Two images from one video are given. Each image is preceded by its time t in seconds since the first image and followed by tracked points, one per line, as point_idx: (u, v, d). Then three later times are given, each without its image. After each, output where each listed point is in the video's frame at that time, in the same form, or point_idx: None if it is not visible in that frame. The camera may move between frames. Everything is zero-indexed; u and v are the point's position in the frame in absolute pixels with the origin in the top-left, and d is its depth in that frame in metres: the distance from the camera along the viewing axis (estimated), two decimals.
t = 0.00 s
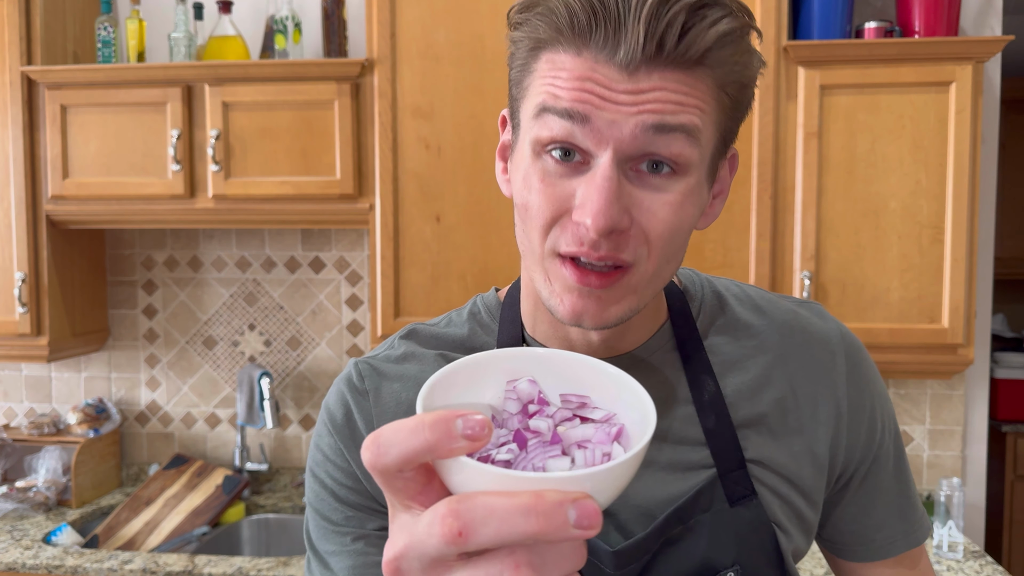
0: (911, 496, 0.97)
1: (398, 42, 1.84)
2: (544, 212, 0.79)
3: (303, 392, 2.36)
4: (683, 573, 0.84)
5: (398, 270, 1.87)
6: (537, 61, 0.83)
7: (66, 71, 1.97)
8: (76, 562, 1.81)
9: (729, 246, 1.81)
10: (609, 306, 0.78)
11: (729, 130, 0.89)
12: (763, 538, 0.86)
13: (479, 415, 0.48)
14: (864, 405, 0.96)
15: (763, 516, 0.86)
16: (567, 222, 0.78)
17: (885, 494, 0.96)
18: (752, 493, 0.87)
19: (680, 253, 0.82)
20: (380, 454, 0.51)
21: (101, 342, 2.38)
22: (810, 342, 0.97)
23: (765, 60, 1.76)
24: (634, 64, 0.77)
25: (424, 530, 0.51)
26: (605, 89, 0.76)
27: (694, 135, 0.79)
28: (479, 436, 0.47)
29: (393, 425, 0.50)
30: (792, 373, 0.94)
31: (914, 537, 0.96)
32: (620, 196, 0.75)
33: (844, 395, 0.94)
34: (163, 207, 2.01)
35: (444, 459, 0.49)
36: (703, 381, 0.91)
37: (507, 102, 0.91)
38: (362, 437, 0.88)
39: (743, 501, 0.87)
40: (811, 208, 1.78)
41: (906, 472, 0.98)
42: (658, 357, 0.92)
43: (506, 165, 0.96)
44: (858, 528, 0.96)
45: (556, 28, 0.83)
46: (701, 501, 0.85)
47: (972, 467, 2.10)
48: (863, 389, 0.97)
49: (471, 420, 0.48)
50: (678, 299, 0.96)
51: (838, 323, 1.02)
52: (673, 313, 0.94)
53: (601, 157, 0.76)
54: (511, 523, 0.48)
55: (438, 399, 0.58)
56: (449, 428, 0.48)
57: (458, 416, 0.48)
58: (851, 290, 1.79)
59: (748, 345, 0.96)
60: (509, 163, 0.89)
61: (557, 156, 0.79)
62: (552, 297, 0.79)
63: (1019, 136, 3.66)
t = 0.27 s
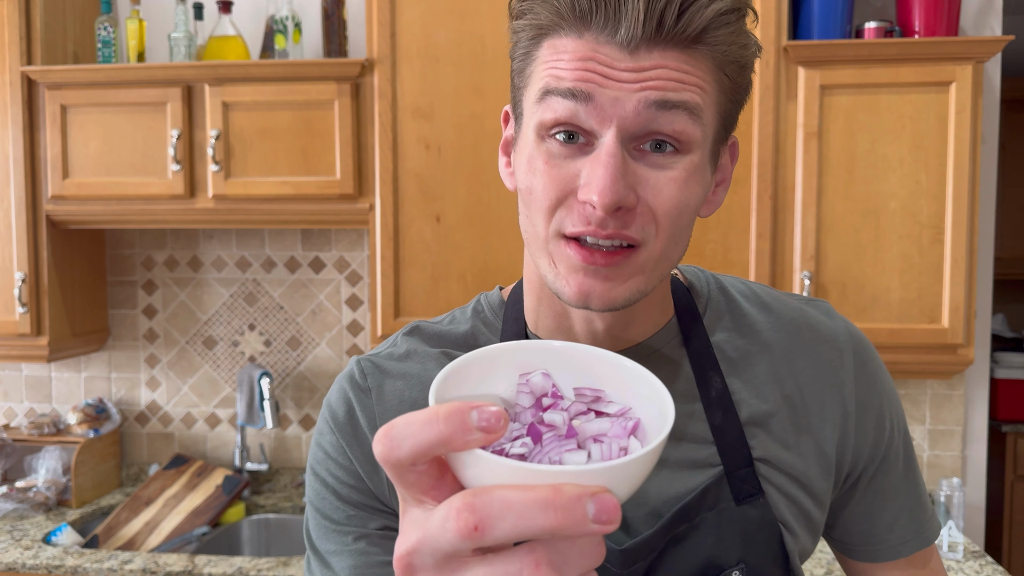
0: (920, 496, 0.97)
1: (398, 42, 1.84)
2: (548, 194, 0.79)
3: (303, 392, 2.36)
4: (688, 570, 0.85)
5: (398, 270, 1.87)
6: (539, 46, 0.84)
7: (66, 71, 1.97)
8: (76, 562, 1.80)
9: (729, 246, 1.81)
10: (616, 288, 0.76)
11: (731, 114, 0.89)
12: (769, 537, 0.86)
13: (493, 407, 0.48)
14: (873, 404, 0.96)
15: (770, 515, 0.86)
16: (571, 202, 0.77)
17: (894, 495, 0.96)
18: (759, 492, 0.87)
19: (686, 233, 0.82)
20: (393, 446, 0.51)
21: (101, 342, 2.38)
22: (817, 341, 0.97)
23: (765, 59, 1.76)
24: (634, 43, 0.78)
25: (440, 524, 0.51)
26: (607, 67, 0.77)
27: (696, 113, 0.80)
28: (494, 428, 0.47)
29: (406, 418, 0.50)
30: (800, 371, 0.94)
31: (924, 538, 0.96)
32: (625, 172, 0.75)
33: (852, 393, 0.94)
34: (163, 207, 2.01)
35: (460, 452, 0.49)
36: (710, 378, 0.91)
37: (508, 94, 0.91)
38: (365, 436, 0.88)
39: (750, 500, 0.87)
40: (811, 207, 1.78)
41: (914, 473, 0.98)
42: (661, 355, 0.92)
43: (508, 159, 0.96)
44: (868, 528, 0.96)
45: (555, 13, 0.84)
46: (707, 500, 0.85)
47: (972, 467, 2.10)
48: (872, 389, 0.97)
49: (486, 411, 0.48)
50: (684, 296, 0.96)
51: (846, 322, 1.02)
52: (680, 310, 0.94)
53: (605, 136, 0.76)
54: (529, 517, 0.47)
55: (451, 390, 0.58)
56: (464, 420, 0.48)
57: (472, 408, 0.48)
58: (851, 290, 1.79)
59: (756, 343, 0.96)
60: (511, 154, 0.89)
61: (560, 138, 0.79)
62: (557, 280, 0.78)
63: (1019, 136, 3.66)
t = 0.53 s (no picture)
0: (926, 500, 0.97)
1: (398, 42, 1.84)
2: (552, 212, 0.79)
3: (303, 392, 2.36)
4: None
5: (398, 270, 1.87)
6: (538, 60, 0.84)
7: (66, 71, 1.97)
8: (76, 562, 1.81)
9: (728, 246, 1.81)
10: (620, 303, 0.77)
11: (733, 121, 0.89)
12: (773, 542, 0.86)
13: (494, 413, 0.47)
14: (878, 408, 0.96)
15: (774, 519, 0.86)
16: (575, 222, 0.78)
17: (899, 499, 0.96)
18: (763, 496, 0.87)
19: (691, 246, 0.82)
20: (394, 455, 0.51)
21: (101, 342, 2.38)
22: (823, 345, 0.97)
23: (765, 59, 1.76)
24: (635, 58, 0.78)
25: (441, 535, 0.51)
26: (607, 86, 0.77)
27: (699, 127, 0.79)
28: (496, 435, 0.47)
29: (407, 426, 0.50)
30: (805, 375, 0.94)
31: (929, 542, 0.96)
32: (628, 191, 0.75)
33: (857, 398, 0.94)
34: (163, 207, 2.01)
35: (462, 459, 0.49)
36: (714, 382, 0.91)
37: (508, 104, 0.91)
38: (369, 438, 0.88)
39: (754, 505, 0.86)
40: (811, 208, 1.78)
41: (920, 477, 0.98)
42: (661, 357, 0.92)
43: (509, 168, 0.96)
44: (872, 531, 0.96)
45: (554, 28, 0.83)
46: (711, 505, 0.85)
47: (972, 467, 2.10)
48: (878, 392, 0.96)
49: (486, 419, 0.47)
50: (688, 300, 0.96)
51: (853, 325, 1.02)
52: (683, 314, 0.94)
53: (606, 154, 0.76)
54: (531, 526, 0.47)
55: (455, 398, 0.58)
56: (465, 428, 0.47)
57: (473, 416, 0.48)
58: (851, 290, 1.79)
59: (760, 347, 0.96)
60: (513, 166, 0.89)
61: (562, 156, 0.79)
62: (564, 297, 0.79)
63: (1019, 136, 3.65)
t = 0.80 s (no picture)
0: (927, 500, 0.97)
1: (398, 41, 1.84)
2: (543, 216, 0.79)
3: (303, 392, 2.36)
4: None
5: (398, 270, 1.87)
6: (534, 63, 0.84)
7: (66, 71, 1.97)
8: (76, 562, 1.80)
9: (729, 246, 1.81)
10: (608, 307, 0.78)
11: (731, 128, 0.88)
12: (774, 543, 0.85)
13: (497, 413, 0.47)
14: (879, 408, 0.95)
15: (775, 520, 0.86)
16: (565, 227, 0.78)
17: (900, 498, 0.96)
18: (764, 498, 0.86)
19: (683, 253, 0.83)
20: (398, 461, 0.51)
21: (101, 342, 2.38)
22: (824, 345, 0.97)
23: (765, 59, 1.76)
24: (628, 65, 0.77)
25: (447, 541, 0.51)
26: (600, 93, 0.76)
27: (691, 137, 0.79)
28: (501, 435, 0.47)
29: (411, 431, 0.50)
30: (805, 375, 0.94)
31: (930, 541, 0.96)
32: (617, 199, 0.75)
33: (858, 398, 0.94)
34: (163, 207, 2.01)
35: (467, 461, 0.49)
36: (714, 384, 0.91)
37: (508, 103, 0.91)
38: (369, 440, 0.88)
39: (754, 506, 0.86)
40: (811, 207, 1.78)
41: (921, 477, 0.98)
42: (662, 357, 0.93)
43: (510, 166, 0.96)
44: (873, 531, 0.96)
45: (550, 31, 0.83)
46: (712, 507, 0.85)
47: (972, 467, 2.10)
48: (879, 392, 0.96)
49: (491, 419, 0.47)
50: (688, 300, 0.96)
51: (853, 325, 1.02)
52: (683, 315, 0.94)
53: (597, 161, 0.76)
54: (538, 531, 0.47)
55: (462, 401, 0.58)
56: (469, 429, 0.47)
57: (477, 417, 0.48)
58: (851, 290, 1.79)
59: (761, 348, 0.96)
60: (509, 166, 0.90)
61: (554, 160, 0.79)
62: (554, 299, 0.79)
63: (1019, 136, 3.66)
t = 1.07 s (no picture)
0: (926, 500, 0.97)
1: (398, 41, 1.84)
2: (558, 227, 0.79)
3: (303, 392, 2.36)
4: None
5: (398, 270, 1.87)
6: (544, 73, 0.83)
7: (66, 71, 1.97)
8: (76, 562, 1.80)
9: (728, 246, 1.81)
10: (623, 316, 0.78)
11: (739, 138, 0.89)
12: (771, 544, 0.85)
13: (489, 409, 0.47)
14: (877, 408, 0.95)
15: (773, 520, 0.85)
16: (580, 238, 0.78)
17: (899, 498, 0.96)
18: (761, 498, 0.86)
19: (694, 261, 0.83)
20: (397, 462, 0.51)
21: (101, 342, 2.38)
22: (820, 344, 0.97)
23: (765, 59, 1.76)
24: (643, 78, 0.77)
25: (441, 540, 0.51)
26: (615, 105, 0.76)
27: (706, 149, 0.79)
28: (494, 432, 0.46)
29: (406, 432, 0.50)
30: (802, 375, 0.94)
31: (929, 542, 0.96)
32: (635, 211, 0.75)
33: (855, 398, 0.94)
34: (163, 207, 2.01)
35: (464, 458, 0.49)
36: (711, 384, 0.91)
37: (511, 112, 0.91)
38: (366, 440, 0.88)
39: (751, 506, 0.86)
40: (811, 207, 1.78)
41: (920, 477, 0.97)
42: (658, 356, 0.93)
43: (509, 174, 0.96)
44: (871, 531, 0.96)
45: (561, 41, 0.83)
46: (709, 507, 0.85)
47: (972, 467, 2.10)
48: (877, 392, 0.96)
49: (482, 416, 0.47)
50: (686, 301, 0.96)
51: (851, 325, 1.02)
52: (680, 315, 0.94)
53: (614, 173, 0.76)
54: (530, 530, 0.47)
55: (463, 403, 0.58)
56: (462, 428, 0.47)
57: (469, 415, 0.47)
58: (851, 290, 1.79)
59: (758, 348, 0.96)
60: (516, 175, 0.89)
61: (567, 172, 0.79)
62: (569, 309, 0.80)
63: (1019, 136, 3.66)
